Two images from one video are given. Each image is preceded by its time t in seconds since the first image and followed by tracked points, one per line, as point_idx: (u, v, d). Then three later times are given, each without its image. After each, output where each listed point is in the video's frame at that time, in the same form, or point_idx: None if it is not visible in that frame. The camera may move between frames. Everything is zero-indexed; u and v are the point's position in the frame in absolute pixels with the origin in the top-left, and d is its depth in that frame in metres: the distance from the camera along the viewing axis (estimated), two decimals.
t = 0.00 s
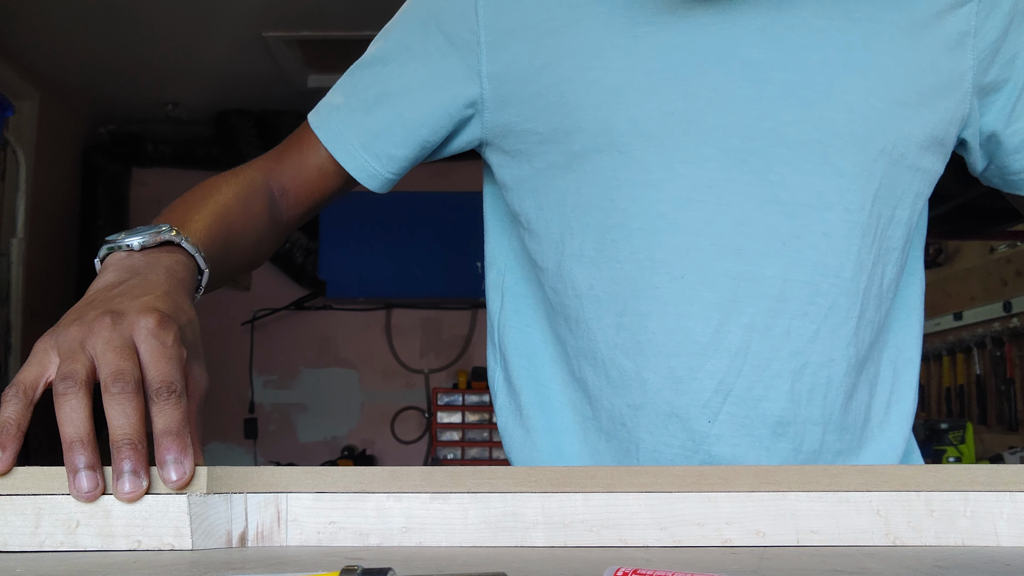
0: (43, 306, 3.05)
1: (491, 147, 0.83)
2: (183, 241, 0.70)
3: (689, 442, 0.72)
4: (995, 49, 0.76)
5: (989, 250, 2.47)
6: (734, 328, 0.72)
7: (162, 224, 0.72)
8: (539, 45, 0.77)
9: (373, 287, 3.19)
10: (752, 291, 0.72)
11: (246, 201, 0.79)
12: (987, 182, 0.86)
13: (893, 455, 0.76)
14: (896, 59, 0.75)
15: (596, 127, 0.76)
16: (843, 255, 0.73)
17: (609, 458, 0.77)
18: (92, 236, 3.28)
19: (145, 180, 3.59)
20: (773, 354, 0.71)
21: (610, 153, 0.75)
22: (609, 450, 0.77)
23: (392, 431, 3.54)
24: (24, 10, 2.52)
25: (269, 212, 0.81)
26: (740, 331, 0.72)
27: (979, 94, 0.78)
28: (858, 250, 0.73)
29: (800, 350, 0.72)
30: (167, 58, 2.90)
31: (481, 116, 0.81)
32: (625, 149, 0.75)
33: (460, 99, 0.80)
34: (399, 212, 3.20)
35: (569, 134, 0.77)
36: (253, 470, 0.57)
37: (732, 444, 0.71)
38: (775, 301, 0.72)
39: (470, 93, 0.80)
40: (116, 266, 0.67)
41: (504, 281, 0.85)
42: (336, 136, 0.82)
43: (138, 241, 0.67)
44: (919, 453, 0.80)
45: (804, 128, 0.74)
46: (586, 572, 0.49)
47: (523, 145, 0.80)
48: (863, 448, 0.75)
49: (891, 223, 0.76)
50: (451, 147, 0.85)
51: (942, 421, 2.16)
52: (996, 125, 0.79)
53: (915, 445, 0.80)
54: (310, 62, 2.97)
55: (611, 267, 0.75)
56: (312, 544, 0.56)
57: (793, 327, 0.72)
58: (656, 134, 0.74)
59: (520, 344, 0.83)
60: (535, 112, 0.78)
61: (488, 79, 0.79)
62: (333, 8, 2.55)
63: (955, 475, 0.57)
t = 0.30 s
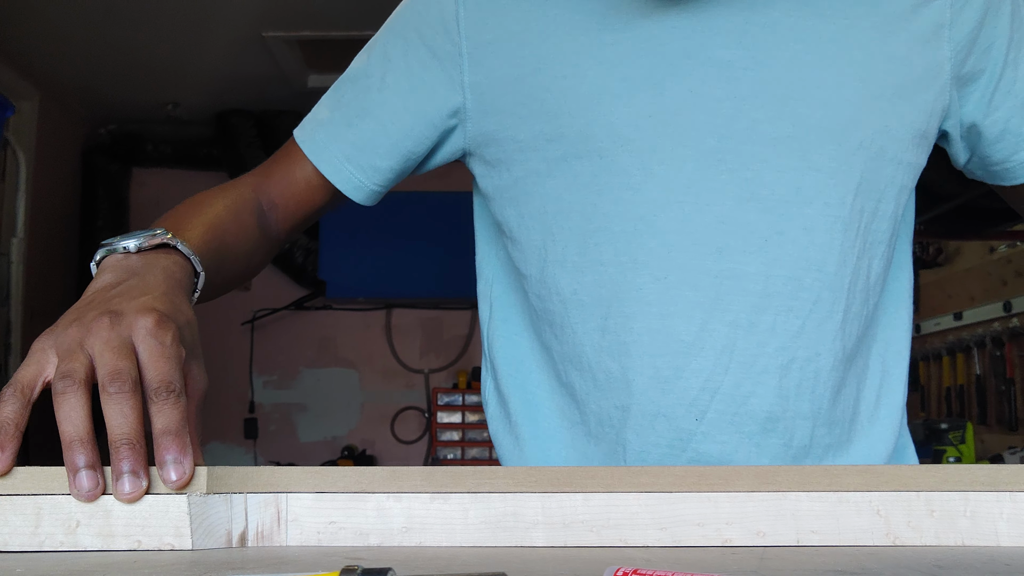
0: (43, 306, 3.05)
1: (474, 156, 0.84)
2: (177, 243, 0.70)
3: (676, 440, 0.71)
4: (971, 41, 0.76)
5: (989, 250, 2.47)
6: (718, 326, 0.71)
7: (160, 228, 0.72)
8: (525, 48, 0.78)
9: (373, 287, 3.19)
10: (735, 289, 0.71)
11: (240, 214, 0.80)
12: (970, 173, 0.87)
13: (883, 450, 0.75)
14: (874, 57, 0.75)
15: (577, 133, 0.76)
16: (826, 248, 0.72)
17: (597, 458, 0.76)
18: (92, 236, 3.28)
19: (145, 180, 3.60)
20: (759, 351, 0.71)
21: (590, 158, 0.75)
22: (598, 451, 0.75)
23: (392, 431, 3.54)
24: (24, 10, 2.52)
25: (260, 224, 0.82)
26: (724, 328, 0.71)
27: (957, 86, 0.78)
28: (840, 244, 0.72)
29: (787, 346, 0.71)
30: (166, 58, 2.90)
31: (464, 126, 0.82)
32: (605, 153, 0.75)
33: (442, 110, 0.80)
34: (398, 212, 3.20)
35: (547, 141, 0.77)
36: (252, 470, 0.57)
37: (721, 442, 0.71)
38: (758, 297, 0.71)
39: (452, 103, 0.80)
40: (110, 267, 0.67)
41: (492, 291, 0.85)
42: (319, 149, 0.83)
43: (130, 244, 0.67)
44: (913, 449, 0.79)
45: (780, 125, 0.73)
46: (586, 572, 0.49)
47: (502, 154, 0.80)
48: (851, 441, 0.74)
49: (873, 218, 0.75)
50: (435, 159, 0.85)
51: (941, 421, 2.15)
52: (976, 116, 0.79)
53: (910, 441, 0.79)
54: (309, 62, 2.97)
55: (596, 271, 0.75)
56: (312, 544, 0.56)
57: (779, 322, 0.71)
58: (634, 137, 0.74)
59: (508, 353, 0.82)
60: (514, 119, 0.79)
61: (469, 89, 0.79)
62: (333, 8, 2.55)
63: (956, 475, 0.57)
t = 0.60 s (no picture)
0: (44, 306, 3.05)
1: (461, 162, 0.83)
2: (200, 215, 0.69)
3: (667, 433, 0.70)
4: (952, 35, 0.78)
5: (989, 250, 2.47)
6: (708, 320, 0.70)
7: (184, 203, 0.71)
8: (517, 51, 0.79)
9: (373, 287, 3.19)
10: (724, 283, 0.71)
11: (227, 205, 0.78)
12: (955, 172, 0.86)
13: (874, 444, 0.73)
14: (858, 58, 0.76)
15: (564, 135, 0.76)
16: (816, 240, 0.72)
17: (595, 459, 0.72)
18: (92, 236, 3.28)
19: (145, 180, 3.60)
20: (751, 344, 0.70)
21: (578, 159, 0.75)
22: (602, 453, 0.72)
23: (391, 431, 3.54)
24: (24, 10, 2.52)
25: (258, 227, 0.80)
26: (715, 322, 0.70)
27: (940, 76, 0.78)
28: (830, 235, 0.72)
29: (779, 338, 0.70)
30: (167, 58, 2.89)
31: (452, 133, 0.81)
32: (593, 153, 0.75)
33: (429, 117, 0.80)
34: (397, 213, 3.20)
35: (534, 141, 0.77)
36: (253, 469, 0.57)
37: (711, 434, 0.69)
38: (748, 290, 0.71)
39: (440, 110, 0.80)
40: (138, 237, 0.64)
41: (485, 300, 0.84)
42: (308, 160, 0.82)
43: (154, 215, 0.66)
44: (904, 450, 0.78)
45: (765, 122, 0.74)
46: (586, 572, 0.48)
47: (486, 159, 0.80)
48: (840, 433, 0.72)
49: (865, 211, 0.74)
50: (424, 171, 0.85)
51: (941, 421, 2.15)
52: (959, 110, 0.80)
53: (902, 438, 0.78)
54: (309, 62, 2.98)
55: (586, 269, 0.74)
56: (312, 544, 0.56)
57: (770, 315, 0.71)
58: (621, 138, 0.75)
59: (498, 361, 0.81)
60: (499, 122, 0.78)
61: (457, 95, 0.80)
62: (333, 9, 2.55)
63: (956, 476, 0.57)
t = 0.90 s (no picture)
0: (44, 306, 3.04)
1: (459, 171, 0.83)
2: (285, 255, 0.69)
3: (660, 423, 0.70)
4: (932, 31, 0.78)
5: (989, 250, 2.48)
6: (699, 310, 0.70)
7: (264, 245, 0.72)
8: (512, 50, 0.79)
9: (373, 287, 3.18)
10: (715, 273, 0.71)
11: (225, 239, 0.78)
12: (939, 168, 0.87)
13: (866, 436, 0.73)
14: (844, 54, 0.76)
15: (556, 133, 0.76)
16: (805, 231, 0.72)
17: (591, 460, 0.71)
18: (92, 236, 3.27)
19: (146, 180, 3.59)
20: (742, 333, 0.70)
21: (570, 156, 0.75)
22: (606, 451, 0.70)
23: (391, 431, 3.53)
24: (23, 9, 2.51)
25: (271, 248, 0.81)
26: (706, 312, 0.70)
27: (922, 71, 0.79)
28: (820, 226, 0.72)
29: (771, 328, 0.70)
30: (166, 58, 2.89)
31: (450, 143, 0.81)
32: (585, 150, 0.75)
33: (428, 127, 0.80)
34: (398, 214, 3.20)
35: (524, 139, 0.77)
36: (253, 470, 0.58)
37: (704, 424, 0.69)
38: (739, 280, 0.71)
39: (438, 119, 0.80)
40: (241, 287, 0.66)
41: (486, 304, 0.84)
42: (309, 177, 0.82)
43: (241, 265, 0.66)
44: (899, 446, 0.77)
45: (752, 115, 0.74)
46: (586, 572, 0.48)
47: (485, 164, 0.80)
48: (834, 425, 0.72)
49: (855, 202, 0.74)
50: (423, 181, 0.85)
51: (941, 422, 2.15)
52: (941, 105, 0.80)
53: (896, 430, 0.78)
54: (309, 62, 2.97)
55: (584, 265, 0.74)
56: (312, 544, 0.57)
57: (760, 305, 0.71)
58: (611, 133, 0.74)
59: (499, 363, 0.80)
60: (493, 122, 0.78)
61: (453, 103, 0.80)
62: (334, 9, 2.56)
63: (956, 476, 0.57)
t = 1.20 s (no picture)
0: (44, 306, 3.05)
1: (455, 173, 0.83)
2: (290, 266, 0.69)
3: (655, 422, 0.70)
4: (922, 32, 0.78)
5: (989, 251, 2.46)
6: (694, 309, 0.71)
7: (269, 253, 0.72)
8: (507, 52, 0.79)
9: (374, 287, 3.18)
10: (710, 272, 0.71)
11: (226, 246, 0.77)
12: (930, 169, 0.87)
13: (860, 434, 0.73)
14: (836, 52, 0.76)
15: (552, 134, 0.76)
16: (799, 230, 0.72)
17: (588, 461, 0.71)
18: (92, 236, 3.27)
19: (146, 180, 3.60)
20: (736, 332, 0.70)
21: (565, 157, 0.75)
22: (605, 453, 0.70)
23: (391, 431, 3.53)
24: (22, 9, 2.52)
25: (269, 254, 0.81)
26: (701, 311, 0.71)
27: (913, 72, 0.79)
28: (813, 225, 0.72)
29: (765, 326, 0.71)
30: (166, 57, 2.89)
31: (446, 145, 0.82)
32: (581, 150, 0.75)
33: (425, 128, 0.80)
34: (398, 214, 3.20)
35: (519, 141, 0.77)
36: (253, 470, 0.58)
37: (700, 422, 0.69)
38: (733, 278, 0.71)
39: (434, 120, 0.80)
40: (247, 296, 0.66)
41: (484, 306, 0.83)
42: (306, 181, 0.81)
43: (246, 274, 0.66)
44: (894, 447, 0.77)
45: (746, 114, 0.74)
46: (586, 572, 0.48)
47: (482, 165, 0.80)
48: (827, 424, 0.72)
49: (848, 201, 0.74)
50: (420, 184, 0.85)
51: (941, 422, 2.15)
52: (932, 106, 0.80)
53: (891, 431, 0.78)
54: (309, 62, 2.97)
55: (580, 265, 0.74)
56: (312, 544, 0.57)
57: (755, 303, 0.71)
58: (607, 132, 0.74)
59: (497, 364, 0.80)
60: (490, 121, 0.79)
61: (450, 105, 0.80)
62: (334, 9, 2.56)
63: (956, 475, 0.57)
